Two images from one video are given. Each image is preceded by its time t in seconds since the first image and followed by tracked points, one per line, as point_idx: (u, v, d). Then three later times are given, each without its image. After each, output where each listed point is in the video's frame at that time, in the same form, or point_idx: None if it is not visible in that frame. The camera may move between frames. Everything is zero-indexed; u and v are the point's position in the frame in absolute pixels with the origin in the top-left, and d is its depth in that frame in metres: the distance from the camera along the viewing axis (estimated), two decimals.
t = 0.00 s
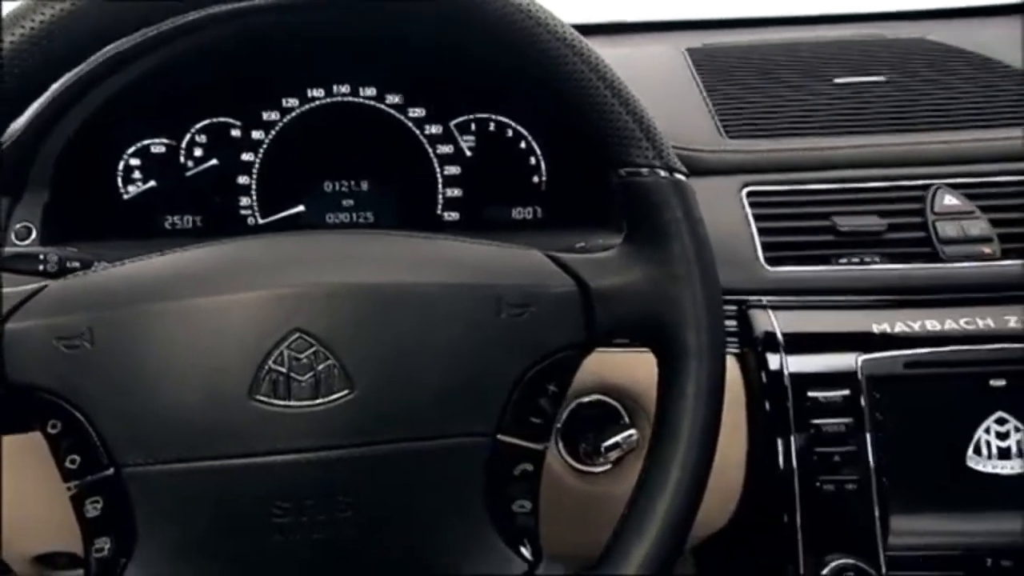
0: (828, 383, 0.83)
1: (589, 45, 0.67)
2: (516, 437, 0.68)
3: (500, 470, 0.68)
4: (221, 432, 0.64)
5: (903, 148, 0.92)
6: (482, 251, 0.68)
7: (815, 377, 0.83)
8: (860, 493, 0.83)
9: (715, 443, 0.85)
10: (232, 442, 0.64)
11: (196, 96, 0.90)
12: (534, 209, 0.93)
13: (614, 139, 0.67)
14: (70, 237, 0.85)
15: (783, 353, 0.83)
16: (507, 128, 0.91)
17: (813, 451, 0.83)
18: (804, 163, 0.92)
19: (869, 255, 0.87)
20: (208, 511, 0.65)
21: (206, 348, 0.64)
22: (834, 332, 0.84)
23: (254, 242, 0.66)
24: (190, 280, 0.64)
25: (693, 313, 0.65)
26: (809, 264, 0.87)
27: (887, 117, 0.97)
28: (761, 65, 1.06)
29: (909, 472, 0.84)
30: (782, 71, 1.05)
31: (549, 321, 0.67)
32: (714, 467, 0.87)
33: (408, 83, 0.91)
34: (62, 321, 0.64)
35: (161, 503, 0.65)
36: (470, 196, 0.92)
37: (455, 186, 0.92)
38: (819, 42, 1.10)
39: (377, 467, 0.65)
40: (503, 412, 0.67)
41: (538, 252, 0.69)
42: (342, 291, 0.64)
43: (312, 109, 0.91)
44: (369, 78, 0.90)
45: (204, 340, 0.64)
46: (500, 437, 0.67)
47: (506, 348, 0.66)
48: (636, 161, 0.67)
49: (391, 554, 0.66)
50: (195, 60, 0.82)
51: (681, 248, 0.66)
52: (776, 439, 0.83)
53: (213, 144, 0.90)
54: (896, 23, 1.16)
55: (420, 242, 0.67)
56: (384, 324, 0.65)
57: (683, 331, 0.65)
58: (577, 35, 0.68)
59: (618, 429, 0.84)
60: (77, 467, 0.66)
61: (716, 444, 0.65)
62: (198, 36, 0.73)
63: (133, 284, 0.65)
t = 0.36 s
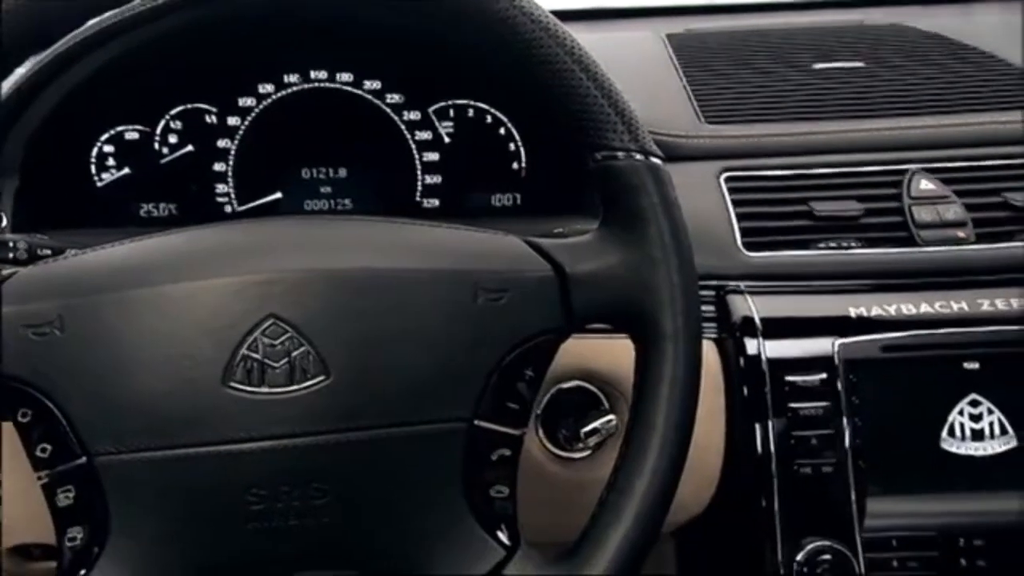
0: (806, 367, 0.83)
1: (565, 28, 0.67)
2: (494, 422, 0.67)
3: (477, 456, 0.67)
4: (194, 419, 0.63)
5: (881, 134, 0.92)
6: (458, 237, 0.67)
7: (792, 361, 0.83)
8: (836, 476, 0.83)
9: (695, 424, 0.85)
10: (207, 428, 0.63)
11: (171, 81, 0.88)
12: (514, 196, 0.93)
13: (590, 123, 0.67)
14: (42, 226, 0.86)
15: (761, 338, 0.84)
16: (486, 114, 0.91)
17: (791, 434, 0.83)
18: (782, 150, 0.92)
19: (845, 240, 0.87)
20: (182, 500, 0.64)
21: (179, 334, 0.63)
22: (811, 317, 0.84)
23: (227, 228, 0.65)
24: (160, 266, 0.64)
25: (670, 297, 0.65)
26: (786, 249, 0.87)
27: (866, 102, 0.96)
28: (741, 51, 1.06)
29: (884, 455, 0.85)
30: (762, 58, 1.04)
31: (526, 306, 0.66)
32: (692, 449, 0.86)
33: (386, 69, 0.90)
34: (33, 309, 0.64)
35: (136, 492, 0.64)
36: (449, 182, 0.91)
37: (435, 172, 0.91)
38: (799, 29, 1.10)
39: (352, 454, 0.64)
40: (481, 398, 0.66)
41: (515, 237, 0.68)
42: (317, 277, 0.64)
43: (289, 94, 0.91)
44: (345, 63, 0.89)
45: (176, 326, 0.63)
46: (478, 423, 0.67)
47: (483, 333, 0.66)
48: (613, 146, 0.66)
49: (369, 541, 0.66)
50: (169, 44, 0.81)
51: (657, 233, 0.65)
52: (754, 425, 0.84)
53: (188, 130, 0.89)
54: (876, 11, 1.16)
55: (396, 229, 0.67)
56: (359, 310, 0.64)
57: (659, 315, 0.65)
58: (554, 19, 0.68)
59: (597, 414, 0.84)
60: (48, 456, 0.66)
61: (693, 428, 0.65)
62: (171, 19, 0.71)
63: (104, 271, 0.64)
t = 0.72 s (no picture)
0: (781, 349, 0.84)
1: (537, 8, 0.67)
2: (469, 406, 0.67)
3: (452, 439, 0.67)
4: (164, 403, 0.62)
5: (858, 116, 0.92)
6: (431, 220, 0.67)
7: (768, 344, 0.84)
8: (812, 457, 0.84)
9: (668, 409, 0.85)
10: (179, 413, 0.62)
11: (142, 64, 0.87)
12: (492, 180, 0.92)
13: (563, 104, 0.66)
14: (11, 211, 0.85)
15: (738, 321, 0.84)
16: (463, 98, 0.91)
17: (767, 417, 0.84)
18: (760, 133, 0.92)
19: (820, 222, 0.87)
20: (155, 485, 0.64)
21: (149, 319, 0.62)
22: (787, 300, 0.85)
23: (197, 212, 0.64)
24: (130, 250, 0.63)
25: (644, 280, 0.65)
26: (763, 232, 0.87)
27: (845, 83, 0.96)
28: (721, 31, 1.05)
29: (859, 436, 0.85)
30: (742, 36, 1.03)
31: (500, 289, 0.66)
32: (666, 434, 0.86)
33: (362, 51, 0.88)
34: None
35: (107, 478, 0.64)
36: (426, 167, 0.91)
37: (412, 157, 0.91)
38: (779, 11, 1.10)
39: (327, 439, 0.64)
40: (455, 382, 0.66)
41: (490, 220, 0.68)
42: (290, 261, 0.63)
43: (263, 78, 0.89)
44: (320, 46, 0.88)
45: (146, 311, 0.62)
46: (452, 406, 0.66)
47: (458, 316, 0.66)
48: (587, 127, 0.66)
49: (344, 525, 0.66)
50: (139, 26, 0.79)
51: (631, 215, 0.65)
52: (731, 408, 0.84)
53: (160, 114, 0.88)
54: None
55: (370, 211, 0.66)
56: (332, 294, 0.64)
57: (634, 297, 0.65)
58: None
59: (575, 398, 0.84)
60: (16, 444, 0.65)
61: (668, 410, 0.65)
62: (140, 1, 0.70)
63: (72, 255, 0.63)
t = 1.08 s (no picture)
0: (758, 328, 0.84)
1: None
2: (446, 386, 0.67)
3: (429, 420, 0.67)
4: (136, 385, 0.62)
5: (838, 94, 0.91)
6: (404, 199, 0.66)
7: (745, 324, 0.84)
8: (790, 434, 0.84)
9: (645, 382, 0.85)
10: (150, 395, 0.62)
11: (112, 43, 0.85)
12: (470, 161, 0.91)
13: (539, 81, 0.67)
14: None
15: (716, 301, 0.84)
16: (440, 78, 0.89)
17: (744, 396, 0.84)
18: (740, 111, 0.91)
19: (798, 202, 0.87)
20: (128, 467, 0.63)
21: (118, 299, 0.61)
22: (764, 279, 0.85)
23: (169, 193, 0.63)
24: (98, 230, 0.62)
25: (620, 257, 0.65)
26: (740, 211, 0.87)
27: (826, 59, 0.95)
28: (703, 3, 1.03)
29: (834, 413, 0.85)
30: (723, 11, 1.02)
31: (475, 268, 0.66)
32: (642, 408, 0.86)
33: (336, 30, 0.87)
34: None
35: (80, 461, 0.63)
36: (404, 147, 0.90)
37: (388, 138, 0.90)
38: None
39: (301, 420, 0.64)
40: (430, 362, 0.66)
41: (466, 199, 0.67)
42: (261, 240, 0.62)
43: (237, 57, 0.87)
44: (295, 25, 0.87)
45: (116, 291, 0.61)
46: (428, 387, 0.66)
47: (433, 296, 0.65)
48: (562, 104, 0.67)
49: (320, 505, 0.65)
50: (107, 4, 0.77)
51: (606, 191, 0.65)
52: (709, 388, 0.85)
53: (132, 94, 0.87)
54: None
55: (343, 191, 0.65)
56: (305, 274, 0.63)
57: (609, 275, 0.65)
58: None
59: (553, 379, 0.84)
60: None
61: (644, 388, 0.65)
62: None
63: (39, 235, 0.62)
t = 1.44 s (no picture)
0: (738, 306, 0.84)
1: None
2: (422, 363, 0.68)
3: (407, 395, 0.68)
4: (108, 366, 0.61)
5: (819, 72, 0.91)
6: (379, 175, 0.65)
7: (724, 302, 0.84)
8: (769, 412, 0.85)
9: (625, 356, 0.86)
10: (123, 376, 0.61)
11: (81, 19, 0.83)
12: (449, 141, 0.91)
13: (514, 55, 0.66)
14: None
15: (695, 280, 0.84)
16: (418, 55, 0.88)
17: (723, 374, 0.84)
18: (720, 89, 0.90)
19: (777, 179, 0.87)
20: (101, 448, 0.62)
21: (88, 278, 0.60)
22: (743, 256, 0.85)
23: (141, 169, 0.62)
24: (68, 208, 0.61)
25: (596, 232, 0.64)
26: (720, 189, 0.87)
27: (807, 37, 0.94)
28: None
29: (811, 389, 0.86)
30: None
31: (451, 245, 0.65)
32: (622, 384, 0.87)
33: (311, 8, 0.85)
34: None
35: (53, 442, 0.62)
36: (383, 126, 0.89)
37: (366, 117, 0.88)
38: None
39: (276, 399, 0.63)
40: (406, 339, 0.65)
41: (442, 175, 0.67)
42: (234, 218, 0.62)
43: (210, 35, 0.85)
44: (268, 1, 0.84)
45: (85, 270, 0.60)
46: (404, 363, 0.66)
47: (409, 273, 0.65)
48: (537, 78, 0.66)
49: (296, 485, 0.65)
50: None
51: (582, 166, 0.65)
52: (688, 367, 0.85)
53: (103, 72, 0.85)
54: None
55: (318, 168, 0.65)
56: (279, 251, 0.62)
57: (585, 250, 0.64)
58: None
59: (533, 356, 0.84)
60: None
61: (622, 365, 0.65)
62: None
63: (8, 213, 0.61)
